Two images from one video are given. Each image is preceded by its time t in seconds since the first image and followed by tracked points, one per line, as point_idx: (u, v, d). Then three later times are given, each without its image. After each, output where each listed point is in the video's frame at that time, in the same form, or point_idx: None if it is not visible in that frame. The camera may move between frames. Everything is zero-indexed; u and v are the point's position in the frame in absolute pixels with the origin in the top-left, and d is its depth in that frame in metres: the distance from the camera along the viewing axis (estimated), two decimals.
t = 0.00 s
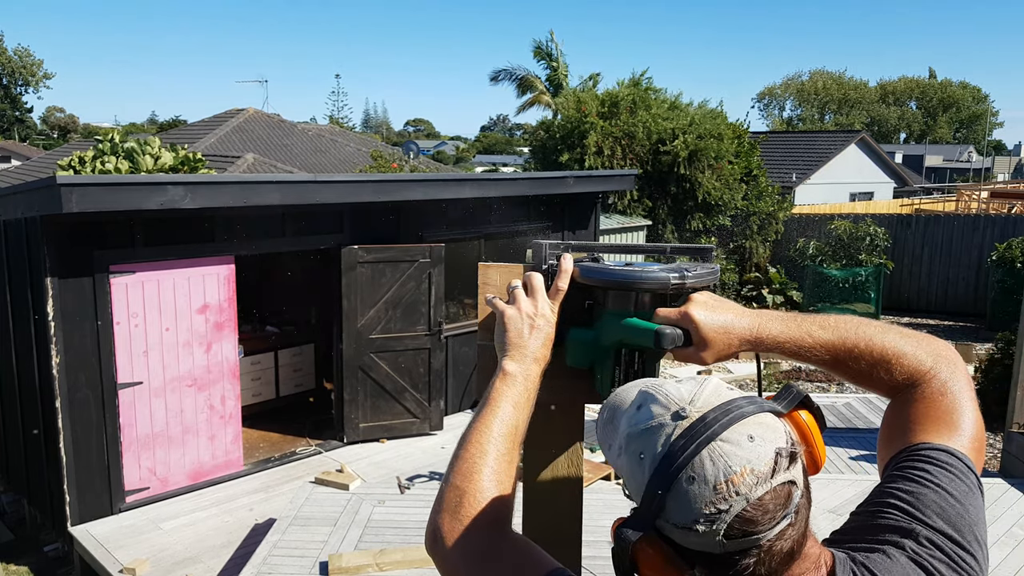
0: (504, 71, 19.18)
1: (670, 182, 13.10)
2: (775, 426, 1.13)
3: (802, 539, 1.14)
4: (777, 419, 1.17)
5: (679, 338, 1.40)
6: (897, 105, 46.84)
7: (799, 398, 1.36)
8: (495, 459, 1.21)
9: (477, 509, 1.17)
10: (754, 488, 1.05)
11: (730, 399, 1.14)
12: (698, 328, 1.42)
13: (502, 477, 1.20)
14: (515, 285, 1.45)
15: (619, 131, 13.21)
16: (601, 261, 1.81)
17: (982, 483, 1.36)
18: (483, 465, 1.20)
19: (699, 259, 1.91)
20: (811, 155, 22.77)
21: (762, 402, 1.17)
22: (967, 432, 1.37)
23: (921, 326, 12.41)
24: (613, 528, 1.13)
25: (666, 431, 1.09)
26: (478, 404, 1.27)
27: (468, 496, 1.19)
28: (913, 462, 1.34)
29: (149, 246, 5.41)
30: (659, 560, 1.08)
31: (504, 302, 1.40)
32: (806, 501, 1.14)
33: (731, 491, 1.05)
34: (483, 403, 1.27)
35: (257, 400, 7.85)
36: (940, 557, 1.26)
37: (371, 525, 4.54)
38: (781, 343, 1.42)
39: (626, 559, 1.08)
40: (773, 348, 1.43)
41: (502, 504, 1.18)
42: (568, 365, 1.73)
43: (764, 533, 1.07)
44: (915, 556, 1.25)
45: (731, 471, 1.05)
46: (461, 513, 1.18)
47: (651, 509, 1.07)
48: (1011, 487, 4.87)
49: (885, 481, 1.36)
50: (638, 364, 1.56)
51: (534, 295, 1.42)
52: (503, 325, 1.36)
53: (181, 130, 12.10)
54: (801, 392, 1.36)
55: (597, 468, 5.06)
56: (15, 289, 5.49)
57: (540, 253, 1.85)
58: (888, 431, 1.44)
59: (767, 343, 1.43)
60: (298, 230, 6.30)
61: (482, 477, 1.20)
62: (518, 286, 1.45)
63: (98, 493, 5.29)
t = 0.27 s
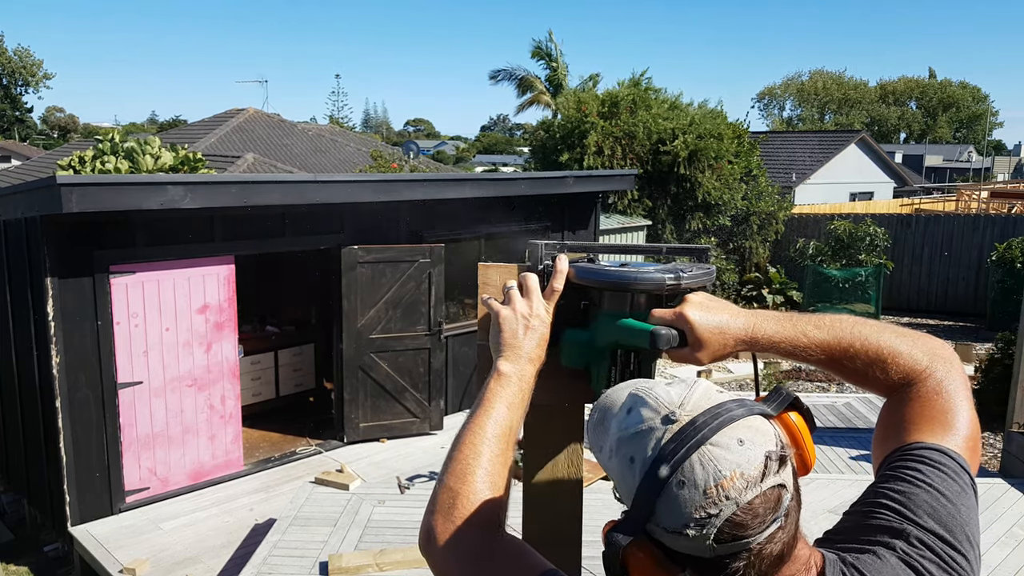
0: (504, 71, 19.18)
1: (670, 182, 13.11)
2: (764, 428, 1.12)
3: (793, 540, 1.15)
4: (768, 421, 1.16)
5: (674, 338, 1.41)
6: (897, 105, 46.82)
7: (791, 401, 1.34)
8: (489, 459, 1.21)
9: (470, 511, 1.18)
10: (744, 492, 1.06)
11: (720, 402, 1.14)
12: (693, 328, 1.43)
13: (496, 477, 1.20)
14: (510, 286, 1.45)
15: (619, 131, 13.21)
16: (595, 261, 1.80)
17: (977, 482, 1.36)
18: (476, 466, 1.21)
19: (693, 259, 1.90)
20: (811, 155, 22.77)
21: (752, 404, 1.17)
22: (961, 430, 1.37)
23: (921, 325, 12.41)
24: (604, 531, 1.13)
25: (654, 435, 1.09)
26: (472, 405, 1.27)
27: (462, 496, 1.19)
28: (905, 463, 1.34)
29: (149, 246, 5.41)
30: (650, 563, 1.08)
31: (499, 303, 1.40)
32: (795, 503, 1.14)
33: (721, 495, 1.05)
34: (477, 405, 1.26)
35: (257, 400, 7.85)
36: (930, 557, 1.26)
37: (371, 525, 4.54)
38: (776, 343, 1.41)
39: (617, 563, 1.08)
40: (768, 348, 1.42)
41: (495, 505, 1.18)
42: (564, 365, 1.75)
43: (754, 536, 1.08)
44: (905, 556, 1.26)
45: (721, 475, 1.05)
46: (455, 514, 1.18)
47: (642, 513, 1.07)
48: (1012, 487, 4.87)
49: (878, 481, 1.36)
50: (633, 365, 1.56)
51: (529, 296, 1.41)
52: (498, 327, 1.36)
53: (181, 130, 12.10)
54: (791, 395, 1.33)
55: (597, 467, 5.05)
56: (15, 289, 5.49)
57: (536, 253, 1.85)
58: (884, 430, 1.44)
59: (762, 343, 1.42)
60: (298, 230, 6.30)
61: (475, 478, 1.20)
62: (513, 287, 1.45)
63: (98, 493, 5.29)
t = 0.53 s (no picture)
0: (504, 71, 19.18)
1: (670, 182, 13.14)
2: (769, 433, 1.13)
3: (792, 542, 1.15)
4: (773, 425, 1.16)
5: (674, 336, 1.40)
6: (897, 105, 46.79)
7: (797, 403, 1.30)
8: (488, 459, 1.21)
9: (469, 510, 1.18)
10: (747, 497, 1.06)
11: (727, 405, 1.14)
12: (693, 326, 1.43)
13: (495, 476, 1.21)
14: (510, 284, 1.45)
15: (619, 131, 13.20)
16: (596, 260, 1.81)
17: (971, 482, 1.36)
18: (475, 465, 1.21)
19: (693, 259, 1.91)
20: (811, 155, 22.77)
21: (759, 408, 1.17)
22: (956, 432, 1.37)
23: (921, 326, 12.41)
24: (605, 529, 1.14)
25: (660, 436, 1.09)
26: (471, 404, 1.27)
27: (461, 496, 1.20)
28: (900, 461, 1.35)
29: (149, 246, 5.41)
30: (650, 562, 1.09)
31: (499, 301, 1.40)
32: (797, 507, 1.15)
33: (724, 500, 1.05)
34: (476, 404, 1.27)
35: (257, 400, 7.85)
36: (925, 555, 1.27)
37: (370, 525, 4.54)
38: (774, 341, 1.42)
39: (615, 558, 1.09)
40: (766, 347, 1.42)
41: (494, 505, 1.19)
42: (563, 364, 1.74)
43: (755, 540, 1.08)
44: (900, 554, 1.27)
45: (725, 480, 1.05)
46: (454, 514, 1.19)
47: (642, 512, 1.08)
48: (1011, 487, 4.87)
49: (873, 479, 1.37)
50: (633, 363, 1.58)
51: (529, 294, 1.41)
52: (498, 325, 1.36)
53: (181, 130, 12.10)
54: (798, 399, 1.31)
55: (596, 468, 5.06)
56: (15, 289, 5.50)
57: (535, 252, 1.85)
58: (880, 429, 1.44)
59: (760, 342, 1.42)
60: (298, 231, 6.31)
61: (474, 478, 1.20)
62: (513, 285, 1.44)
63: (98, 493, 5.29)
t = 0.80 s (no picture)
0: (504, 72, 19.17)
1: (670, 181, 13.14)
2: (770, 431, 1.13)
3: (791, 539, 1.15)
4: (774, 422, 1.16)
5: (671, 336, 1.40)
6: (897, 105, 46.77)
7: (798, 402, 1.32)
8: (487, 458, 1.21)
9: (469, 509, 1.18)
10: (749, 493, 1.06)
11: (728, 403, 1.13)
12: (691, 327, 1.43)
13: (494, 475, 1.20)
14: (508, 283, 1.45)
15: (619, 131, 13.21)
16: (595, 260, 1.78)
17: (966, 480, 1.37)
18: (474, 465, 1.20)
19: (690, 259, 1.90)
20: (810, 155, 22.77)
21: (760, 406, 1.16)
22: (951, 430, 1.37)
23: (921, 326, 12.40)
24: (605, 525, 1.14)
25: (662, 433, 1.09)
26: (469, 403, 1.27)
27: (461, 495, 1.19)
28: (897, 458, 1.35)
29: (149, 246, 5.41)
30: (652, 558, 1.08)
31: (497, 301, 1.40)
32: (797, 505, 1.15)
33: (725, 496, 1.05)
34: (474, 404, 1.26)
35: (257, 400, 7.86)
36: (921, 552, 1.27)
37: (370, 525, 4.54)
38: (773, 341, 1.41)
39: (615, 553, 1.09)
40: (765, 346, 1.42)
41: (494, 504, 1.18)
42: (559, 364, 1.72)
43: (754, 536, 1.08)
44: (897, 551, 1.27)
45: (726, 476, 1.05)
46: (454, 513, 1.18)
47: (643, 508, 1.08)
48: (1012, 488, 4.87)
49: (868, 476, 1.37)
50: (630, 363, 1.56)
51: (527, 293, 1.42)
52: (496, 324, 1.36)
53: (181, 131, 12.10)
54: (799, 397, 1.32)
55: (596, 467, 5.05)
56: (15, 289, 5.50)
57: (533, 253, 1.87)
58: (875, 427, 1.44)
59: (759, 341, 1.42)
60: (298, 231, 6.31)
61: (474, 477, 1.20)
62: (510, 285, 1.45)
63: (98, 493, 5.28)
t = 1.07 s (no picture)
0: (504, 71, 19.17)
1: (670, 183, 13.23)
2: (762, 430, 1.12)
3: (780, 538, 1.15)
4: (765, 422, 1.16)
5: (664, 336, 1.39)
6: (897, 105, 46.75)
7: (791, 402, 1.34)
8: (479, 458, 1.21)
9: (461, 510, 1.19)
10: (739, 492, 1.06)
11: (720, 402, 1.13)
12: (684, 327, 1.40)
13: (486, 475, 1.21)
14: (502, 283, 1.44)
15: (619, 131, 13.21)
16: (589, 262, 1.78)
17: (957, 479, 1.37)
18: (467, 466, 1.21)
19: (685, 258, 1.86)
20: (810, 155, 22.78)
21: (753, 405, 1.16)
22: (942, 427, 1.38)
23: (921, 325, 12.40)
24: (596, 522, 1.13)
25: (654, 430, 1.09)
26: (462, 404, 1.27)
27: (452, 496, 1.20)
28: (887, 457, 1.35)
29: (149, 246, 5.41)
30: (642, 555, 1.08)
31: (490, 301, 1.39)
32: (787, 504, 1.14)
33: (715, 494, 1.05)
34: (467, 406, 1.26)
35: (257, 400, 7.86)
36: (912, 550, 1.26)
37: (370, 525, 4.53)
38: (766, 340, 1.40)
39: (606, 549, 1.10)
40: (759, 345, 1.41)
41: (486, 503, 1.19)
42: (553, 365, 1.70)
43: (744, 534, 1.08)
44: (888, 549, 1.26)
45: (717, 475, 1.05)
46: (447, 514, 1.19)
47: (634, 504, 1.08)
48: (1011, 488, 4.86)
49: (860, 475, 1.36)
50: (623, 363, 1.53)
51: (520, 293, 1.40)
52: (489, 324, 1.35)
53: (181, 131, 12.11)
54: (791, 397, 1.32)
55: (596, 467, 5.05)
56: (15, 289, 5.49)
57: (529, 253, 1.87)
58: (867, 425, 1.44)
59: (752, 340, 1.41)
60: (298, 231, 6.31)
61: (465, 478, 1.20)
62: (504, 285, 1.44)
63: (97, 493, 5.28)
